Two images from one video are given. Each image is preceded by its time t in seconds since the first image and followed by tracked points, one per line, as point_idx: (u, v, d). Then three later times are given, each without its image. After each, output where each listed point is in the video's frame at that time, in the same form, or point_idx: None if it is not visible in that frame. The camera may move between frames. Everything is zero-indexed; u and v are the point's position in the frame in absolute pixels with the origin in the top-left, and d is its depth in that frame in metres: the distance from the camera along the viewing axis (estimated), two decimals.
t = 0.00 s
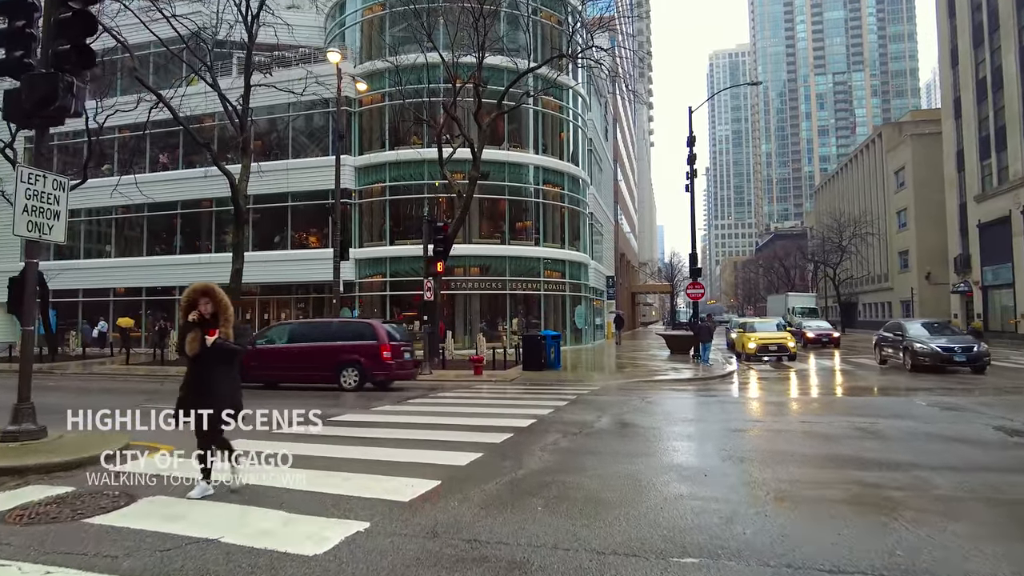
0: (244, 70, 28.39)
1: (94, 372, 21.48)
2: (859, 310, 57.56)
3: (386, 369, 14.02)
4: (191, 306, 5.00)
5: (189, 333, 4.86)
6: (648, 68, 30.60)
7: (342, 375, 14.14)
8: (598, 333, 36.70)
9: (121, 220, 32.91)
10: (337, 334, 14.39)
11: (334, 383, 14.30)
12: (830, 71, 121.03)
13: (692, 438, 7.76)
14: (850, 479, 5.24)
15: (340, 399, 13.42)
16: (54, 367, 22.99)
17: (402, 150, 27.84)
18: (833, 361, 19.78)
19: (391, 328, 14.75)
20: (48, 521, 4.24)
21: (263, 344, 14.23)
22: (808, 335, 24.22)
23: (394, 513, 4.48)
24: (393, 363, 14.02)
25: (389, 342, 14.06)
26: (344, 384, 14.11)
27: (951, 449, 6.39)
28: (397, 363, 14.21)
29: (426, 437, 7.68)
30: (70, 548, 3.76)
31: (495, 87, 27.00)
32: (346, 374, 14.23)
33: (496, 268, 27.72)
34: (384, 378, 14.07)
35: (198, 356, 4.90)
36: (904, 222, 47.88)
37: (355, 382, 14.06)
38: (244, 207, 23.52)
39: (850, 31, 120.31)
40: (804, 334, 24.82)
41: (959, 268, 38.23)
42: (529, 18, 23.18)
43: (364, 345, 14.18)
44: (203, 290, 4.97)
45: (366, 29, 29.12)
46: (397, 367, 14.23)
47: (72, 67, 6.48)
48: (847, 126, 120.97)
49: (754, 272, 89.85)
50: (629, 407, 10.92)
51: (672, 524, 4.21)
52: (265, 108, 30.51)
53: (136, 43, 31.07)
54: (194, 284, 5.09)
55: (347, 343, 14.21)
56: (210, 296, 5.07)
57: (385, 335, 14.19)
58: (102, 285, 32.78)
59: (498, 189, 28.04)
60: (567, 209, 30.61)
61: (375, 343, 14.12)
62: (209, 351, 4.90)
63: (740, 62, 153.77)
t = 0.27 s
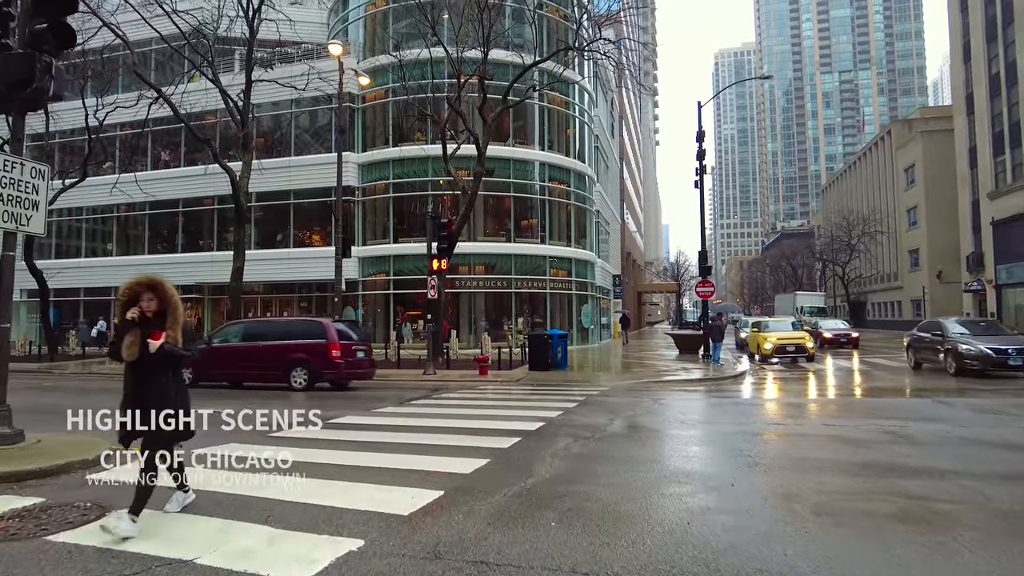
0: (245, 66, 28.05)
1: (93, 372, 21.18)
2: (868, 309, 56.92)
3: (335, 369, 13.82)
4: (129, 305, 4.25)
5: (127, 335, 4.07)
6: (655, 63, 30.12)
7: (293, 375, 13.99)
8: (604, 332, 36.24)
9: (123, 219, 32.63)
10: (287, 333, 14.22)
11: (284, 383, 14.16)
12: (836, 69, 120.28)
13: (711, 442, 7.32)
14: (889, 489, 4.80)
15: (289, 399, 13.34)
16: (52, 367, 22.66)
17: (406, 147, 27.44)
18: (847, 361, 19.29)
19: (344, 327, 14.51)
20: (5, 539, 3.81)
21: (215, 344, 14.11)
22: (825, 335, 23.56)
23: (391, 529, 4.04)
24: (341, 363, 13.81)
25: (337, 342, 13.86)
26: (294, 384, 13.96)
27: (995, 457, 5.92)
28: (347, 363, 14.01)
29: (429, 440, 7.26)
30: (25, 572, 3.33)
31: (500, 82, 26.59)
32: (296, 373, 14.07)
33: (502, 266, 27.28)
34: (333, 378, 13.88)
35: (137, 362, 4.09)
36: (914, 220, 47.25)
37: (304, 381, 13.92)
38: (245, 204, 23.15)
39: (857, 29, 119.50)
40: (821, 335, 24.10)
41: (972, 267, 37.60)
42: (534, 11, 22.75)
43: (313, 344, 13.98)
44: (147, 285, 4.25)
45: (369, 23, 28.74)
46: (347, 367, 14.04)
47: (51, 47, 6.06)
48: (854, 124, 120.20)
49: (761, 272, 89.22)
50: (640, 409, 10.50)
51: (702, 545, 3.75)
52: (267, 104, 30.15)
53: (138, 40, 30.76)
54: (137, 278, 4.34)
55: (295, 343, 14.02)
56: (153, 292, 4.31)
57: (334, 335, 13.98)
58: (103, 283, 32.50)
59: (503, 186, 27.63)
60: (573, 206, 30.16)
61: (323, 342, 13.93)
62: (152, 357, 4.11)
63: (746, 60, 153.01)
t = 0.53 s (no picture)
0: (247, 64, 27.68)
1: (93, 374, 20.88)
2: (877, 309, 56.22)
3: (283, 371, 13.81)
4: (36, 303, 3.49)
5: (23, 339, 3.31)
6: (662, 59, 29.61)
7: (243, 377, 14.03)
8: (611, 333, 35.74)
9: (124, 218, 32.32)
10: (237, 335, 14.25)
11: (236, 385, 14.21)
12: (844, 68, 119.45)
13: (730, 453, 6.90)
14: (931, 512, 4.39)
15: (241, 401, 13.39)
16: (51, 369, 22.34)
17: (410, 145, 27.02)
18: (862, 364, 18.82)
19: (296, 329, 14.47)
20: None
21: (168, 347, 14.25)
22: (845, 339, 22.82)
23: (384, 562, 3.60)
24: (290, 365, 13.78)
25: (285, 345, 13.84)
26: (244, 386, 14.01)
27: None
28: (296, 364, 13.99)
29: (431, 450, 6.85)
30: None
31: (505, 79, 26.13)
32: (247, 376, 14.10)
33: (507, 267, 26.84)
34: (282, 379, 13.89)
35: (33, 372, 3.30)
36: (925, 219, 46.58)
37: (254, 384, 13.95)
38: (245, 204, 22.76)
39: (864, 27, 118.64)
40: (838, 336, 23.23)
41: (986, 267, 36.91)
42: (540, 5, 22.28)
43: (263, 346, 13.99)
44: (53, 278, 3.45)
45: (373, 20, 28.34)
46: (296, 369, 14.02)
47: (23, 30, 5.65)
48: (861, 123, 119.32)
49: (768, 272, 88.52)
50: (652, 415, 10.09)
51: None
52: (269, 102, 29.80)
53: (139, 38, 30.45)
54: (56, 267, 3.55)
55: (246, 345, 14.05)
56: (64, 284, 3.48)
57: (283, 337, 13.96)
58: (105, 284, 32.26)
59: (508, 185, 27.19)
60: (579, 205, 29.68)
61: (272, 345, 13.91)
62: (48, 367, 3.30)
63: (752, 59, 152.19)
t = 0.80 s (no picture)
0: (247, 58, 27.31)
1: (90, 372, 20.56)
2: (886, 308, 55.56)
3: (232, 369, 14.04)
4: None
5: None
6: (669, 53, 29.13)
7: (193, 374, 14.28)
8: (617, 332, 35.26)
9: (126, 216, 32.01)
10: (189, 333, 14.48)
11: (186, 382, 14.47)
12: (851, 64, 118.52)
13: (750, 458, 6.45)
14: (984, 529, 3.93)
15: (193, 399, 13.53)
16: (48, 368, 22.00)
17: (413, 141, 26.61)
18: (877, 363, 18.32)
19: (246, 327, 14.73)
20: None
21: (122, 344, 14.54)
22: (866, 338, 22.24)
23: None
24: (238, 363, 14.04)
25: (233, 343, 14.06)
26: (194, 383, 14.26)
27: None
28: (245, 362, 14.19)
29: (430, 455, 6.43)
30: None
31: (509, 73, 25.68)
32: (197, 374, 14.34)
33: (512, 264, 26.39)
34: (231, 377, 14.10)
35: None
36: (936, 216, 45.90)
37: (204, 381, 14.21)
38: (245, 200, 22.39)
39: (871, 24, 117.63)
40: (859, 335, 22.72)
41: (999, 264, 36.26)
42: None
43: (212, 345, 14.25)
44: None
45: (375, 13, 27.95)
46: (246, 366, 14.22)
47: None
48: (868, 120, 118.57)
49: (775, 270, 87.85)
50: (663, 416, 9.64)
51: None
52: (271, 98, 29.44)
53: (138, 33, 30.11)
54: None
55: (196, 343, 14.31)
56: None
57: (231, 334, 14.18)
58: (105, 282, 31.97)
59: (513, 181, 26.75)
60: (585, 201, 29.20)
61: (221, 343, 14.14)
62: None
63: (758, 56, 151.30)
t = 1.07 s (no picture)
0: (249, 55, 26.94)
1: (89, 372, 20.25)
2: (896, 306, 54.93)
3: (184, 370, 14.14)
4: None
5: None
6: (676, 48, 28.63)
7: (147, 375, 14.38)
8: (623, 331, 34.83)
9: (128, 214, 31.74)
10: (144, 334, 14.60)
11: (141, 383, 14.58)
12: (858, 61, 117.61)
13: (774, 468, 6.06)
14: None
15: (146, 399, 13.62)
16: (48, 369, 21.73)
17: (417, 137, 26.21)
18: (892, 364, 17.88)
19: (201, 329, 14.83)
20: None
21: (79, 345, 14.69)
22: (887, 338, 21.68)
23: None
24: (190, 364, 14.14)
25: (186, 344, 14.18)
26: (148, 384, 14.37)
27: None
28: (197, 363, 14.31)
29: (431, 464, 6.08)
30: None
31: (514, 69, 25.26)
32: (150, 374, 14.45)
33: (517, 262, 25.97)
34: (183, 378, 14.22)
35: None
36: (948, 213, 45.26)
37: (157, 382, 14.32)
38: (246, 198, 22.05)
39: (879, 20, 116.67)
40: (881, 335, 22.20)
41: (1013, 262, 35.65)
42: None
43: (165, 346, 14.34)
44: None
45: (378, 9, 27.53)
46: (198, 368, 14.34)
47: None
48: (876, 118, 117.68)
49: (782, 268, 87.18)
50: (676, 420, 9.26)
51: None
52: (273, 95, 29.10)
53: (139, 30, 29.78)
54: None
55: (150, 345, 14.41)
56: None
57: (184, 336, 14.31)
58: (107, 282, 31.71)
59: (518, 178, 26.33)
60: (591, 199, 28.74)
61: (174, 344, 14.24)
62: None
63: (763, 53, 150.29)
